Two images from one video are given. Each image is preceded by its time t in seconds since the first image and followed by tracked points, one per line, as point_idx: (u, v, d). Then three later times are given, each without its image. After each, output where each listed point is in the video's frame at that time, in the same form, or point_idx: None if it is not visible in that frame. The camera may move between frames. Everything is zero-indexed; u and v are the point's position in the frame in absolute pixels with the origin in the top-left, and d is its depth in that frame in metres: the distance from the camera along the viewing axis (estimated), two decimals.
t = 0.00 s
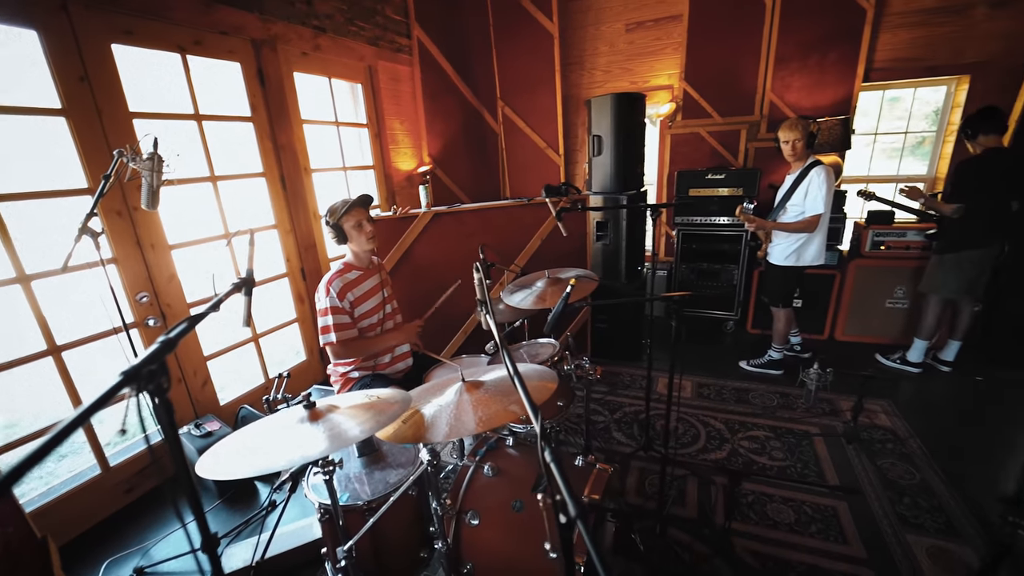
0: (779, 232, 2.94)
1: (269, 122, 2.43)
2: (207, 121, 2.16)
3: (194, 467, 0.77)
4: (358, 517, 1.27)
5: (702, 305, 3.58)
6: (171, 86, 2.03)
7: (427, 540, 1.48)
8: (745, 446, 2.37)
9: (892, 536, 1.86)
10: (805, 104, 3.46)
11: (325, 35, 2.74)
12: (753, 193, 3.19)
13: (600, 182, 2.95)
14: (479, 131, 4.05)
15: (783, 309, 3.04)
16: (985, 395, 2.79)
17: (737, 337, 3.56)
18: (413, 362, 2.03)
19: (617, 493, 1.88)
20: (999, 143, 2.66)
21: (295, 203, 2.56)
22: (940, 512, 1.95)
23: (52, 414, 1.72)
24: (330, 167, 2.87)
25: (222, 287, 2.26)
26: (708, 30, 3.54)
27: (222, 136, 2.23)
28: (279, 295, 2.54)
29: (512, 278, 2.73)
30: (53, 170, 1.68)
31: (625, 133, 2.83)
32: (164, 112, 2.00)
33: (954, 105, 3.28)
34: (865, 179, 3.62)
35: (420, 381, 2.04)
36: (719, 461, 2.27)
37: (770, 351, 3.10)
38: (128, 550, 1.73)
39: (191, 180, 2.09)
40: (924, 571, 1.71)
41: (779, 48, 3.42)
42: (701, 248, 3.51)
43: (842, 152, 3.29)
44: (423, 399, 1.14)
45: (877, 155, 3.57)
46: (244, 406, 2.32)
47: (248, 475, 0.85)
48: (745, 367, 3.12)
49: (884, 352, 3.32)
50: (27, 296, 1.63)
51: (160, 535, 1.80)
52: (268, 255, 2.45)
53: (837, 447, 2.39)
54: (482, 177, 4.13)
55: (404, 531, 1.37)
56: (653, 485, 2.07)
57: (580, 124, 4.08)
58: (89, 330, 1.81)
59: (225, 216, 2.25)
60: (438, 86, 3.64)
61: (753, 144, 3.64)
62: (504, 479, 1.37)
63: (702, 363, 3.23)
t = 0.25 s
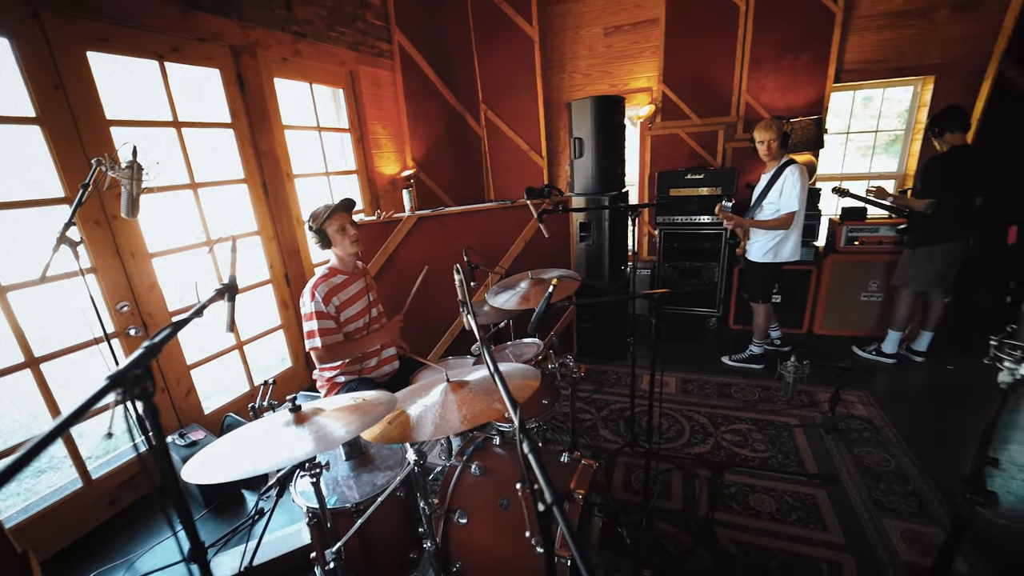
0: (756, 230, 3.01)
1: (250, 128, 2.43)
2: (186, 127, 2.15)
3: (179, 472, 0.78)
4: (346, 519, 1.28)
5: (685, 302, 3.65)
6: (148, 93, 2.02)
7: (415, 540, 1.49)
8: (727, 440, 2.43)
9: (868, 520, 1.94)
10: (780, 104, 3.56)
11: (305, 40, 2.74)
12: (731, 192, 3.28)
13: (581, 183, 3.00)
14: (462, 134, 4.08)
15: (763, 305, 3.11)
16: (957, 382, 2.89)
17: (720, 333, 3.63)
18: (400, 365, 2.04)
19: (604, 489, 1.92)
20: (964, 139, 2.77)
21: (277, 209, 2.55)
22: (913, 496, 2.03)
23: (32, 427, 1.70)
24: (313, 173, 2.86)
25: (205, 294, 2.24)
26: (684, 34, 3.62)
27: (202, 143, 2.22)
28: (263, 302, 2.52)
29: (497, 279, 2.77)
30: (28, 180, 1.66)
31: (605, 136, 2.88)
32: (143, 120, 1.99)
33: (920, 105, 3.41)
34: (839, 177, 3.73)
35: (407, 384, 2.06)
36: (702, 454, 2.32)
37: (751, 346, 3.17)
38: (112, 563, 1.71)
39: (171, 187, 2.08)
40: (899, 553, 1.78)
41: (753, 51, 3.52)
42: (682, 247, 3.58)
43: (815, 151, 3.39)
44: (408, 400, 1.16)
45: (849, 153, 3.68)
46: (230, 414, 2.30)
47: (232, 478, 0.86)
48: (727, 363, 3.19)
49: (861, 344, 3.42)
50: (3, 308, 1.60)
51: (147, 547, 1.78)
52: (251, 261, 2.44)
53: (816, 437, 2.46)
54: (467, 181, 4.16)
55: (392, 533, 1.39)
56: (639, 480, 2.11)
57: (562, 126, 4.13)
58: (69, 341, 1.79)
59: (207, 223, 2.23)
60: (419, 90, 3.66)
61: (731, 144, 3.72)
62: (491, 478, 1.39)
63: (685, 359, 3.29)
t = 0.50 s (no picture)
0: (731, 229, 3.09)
1: (227, 137, 2.41)
2: (162, 137, 2.13)
3: (163, 478, 0.81)
4: (332, 524, 1.29)
5: (665, 301, 3.73)
6: (122, 103, 2.00)
7: (402, 544, 1.50)
8: (708, 434, 2.49)
9: (842, 506, 2.01)
10: (751, 107, 3.67)
11: (282, 48, 2.74)
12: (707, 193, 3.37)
13: (561, 187, 3.05)
14: (443, 140, 4.11)
15: (739, 302, 3.18)
16: (925, 371, 3.01)
17: (700, 331, 3.71)
18: (384, 371, 2.06)
19: (589, 486, 1.96)
20: (922, 139, 2.92)
21: (257, 218, 2.54)
22: (884, 481, 2.11)
23: (6, 445, 1.66)
24: (292, 181, 2.85)
25: (184, 305, 2.22)
26: (657, 40, 3.71)
27: (178, 153, 2.20)
28: (244, 312, 2.50)
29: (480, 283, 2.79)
30: None
31: (582, 140, 2.94)
32: (117, 130, 1.97)
33: (882, 107, 3.56)
34: (809, 176, 3.86)
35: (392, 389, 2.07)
36: (685, 448, 2.38)
37: (730, 342, 3.25)
38: None
39: (147, 198, 2.05)
40: (871, 536, 1.85)
41: (724, 56, 3.63)
42: (661, 247, 3.66)
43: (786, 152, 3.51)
44: (392, 403, 1.19)
45: (818, 153, 3.81)
46: (212, 426, 2.27)
47: (214, 484, 0.89)
48: (707, 359, 3.27)
49: (834, 337, 3.53)
50: None
51: (130, 563, 1.76)
52: (231, 271, 2.42)
53: (793, 428, 2.55)
54: (449, 186, 4.19)
55: (378, 537, 1.40)
56: (623, 476, 2.16)
57: (541, 131, 4.19)
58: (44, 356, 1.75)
59: (185, 233, 2.21)
60: (399, 96, 3.68)
61: (706, 146, 3.82)
62: (476, 478, 1.42)
63: (666, 356, 3.36)
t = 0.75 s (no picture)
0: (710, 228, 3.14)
1: (206, 145, 2.40)
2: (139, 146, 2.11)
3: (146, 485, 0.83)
4: (319, 530, 1.29)
5: (648, 301, 3.79)
6: (97, 112, 1.97)
7: (390, 548, 1.51)
8: (692, 430, 2.55)
9: (820, 494, 2.08)
10: (726, 109, 3.77)
11: (260, 55, 2.73)
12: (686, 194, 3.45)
13: (543, 191, 3.09)
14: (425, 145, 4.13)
15: (718, 300, 3.25)
16: (898, 363, 3.11)
17: (683, 329, 3.78)
18: (370, 377, 2.07)
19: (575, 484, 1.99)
20: (889, 138, 3.03)
21: (237, 226, 2.52)
22: (859, 469, 2.19)
23: None
24: (273, 188, 2.84)
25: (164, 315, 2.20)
26: (635, 44, 3.79)
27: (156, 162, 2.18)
28: (225, 321, 2.47)
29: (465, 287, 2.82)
30: None
31: (563, 144, 2.99)
32: (93, 140, 1.94)
33: (852, 108, 3.69)
34: (784, 176, 3.98)
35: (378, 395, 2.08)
36: (668, 444, 2.43)
37: (711, 340, 3.31)
38: None
39: (125, 208, 2.03)
40: (848, 523, 1.92)
41: (699, 60, 3.72)
42: (644, 247, 3.72)
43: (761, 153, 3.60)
44: (377, 408, 1.22)
45: (791, 154, 3.93)
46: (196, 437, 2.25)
47: (199, 491, 0.90)
48: (690, 356, 3.33)
49: (811, 332, 3.64)
50: None
51: None
52: (212, 280, 2.40)
53: (773, 421, 2.62)
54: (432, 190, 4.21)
55: (366, 541, 1.41)
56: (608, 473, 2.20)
57: (522, 135, 4.23)
58: (20, 370, 1.72)
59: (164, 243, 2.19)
60: (380, 102, 3.69)
61: (684, 148, 3.90)
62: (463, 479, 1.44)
63: (650, 355, 3.42)
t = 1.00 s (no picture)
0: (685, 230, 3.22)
1: (180, 156, 2.37)
2: (110, 157, 2.07)
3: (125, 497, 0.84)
4: (303, 538, 1.30)
5: (628, 302, 3.86)
6: (65, 124, 1.94)
7: (376, 555, 1.52)
8: (673, 426, 2.61)
9: (795, 483, 2.16)
10: (698, 113, 3.88)
11: (234, 65, 2.71)
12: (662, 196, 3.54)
13: (522, 196, 3.13)
14: (404, 151, 4.15)
15: (695, 299, 3.33)
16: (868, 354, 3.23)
17: (663, 328, 3.86)
18: (352, 385, 2.08)
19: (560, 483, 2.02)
20: (852, 140, 3.16)
21: (214, 237, 2.49)
22: (832, 458, 2.27)
23: None
24: (250, 198, 2.82)
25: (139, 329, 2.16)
26: (608, 51, 3.87)
27: (129, 173, 2.15)
28: (203, 333, 2.44)
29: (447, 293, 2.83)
30: None
31: (540, 149, 3.04)
32: (62, 152, 1.91)
33: (817, 111, 3.85)
34: (755, 177, 4.11)
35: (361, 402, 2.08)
36: (650, 441, 2.48)
37: (690, 338, 3.39)
38: None
39: (96, 220, 1.99)
40: (822, 510, 1.99)
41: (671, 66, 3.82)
42: (623, 249, 3.79)
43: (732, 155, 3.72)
44: (360, 414, 1.25)
45: (762, 155, 4.06)
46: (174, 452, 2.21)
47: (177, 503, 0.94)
48: (670, 355, 3.40)
49: (785, 327, 3.75)
50: None
51: None
52: (189, 292, 2.37)
53: (750, 415, 2.70)
54: (412, 197, 4.22)
55: (351, 548, 1.42)
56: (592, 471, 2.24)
57: (501, 140, 4.28)
58: None
59: (138, 255, 2.15)
60: (357, 110, 3.69)
61: (659, 152, 4.00)
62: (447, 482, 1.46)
63: (631, 355, 3.48)
